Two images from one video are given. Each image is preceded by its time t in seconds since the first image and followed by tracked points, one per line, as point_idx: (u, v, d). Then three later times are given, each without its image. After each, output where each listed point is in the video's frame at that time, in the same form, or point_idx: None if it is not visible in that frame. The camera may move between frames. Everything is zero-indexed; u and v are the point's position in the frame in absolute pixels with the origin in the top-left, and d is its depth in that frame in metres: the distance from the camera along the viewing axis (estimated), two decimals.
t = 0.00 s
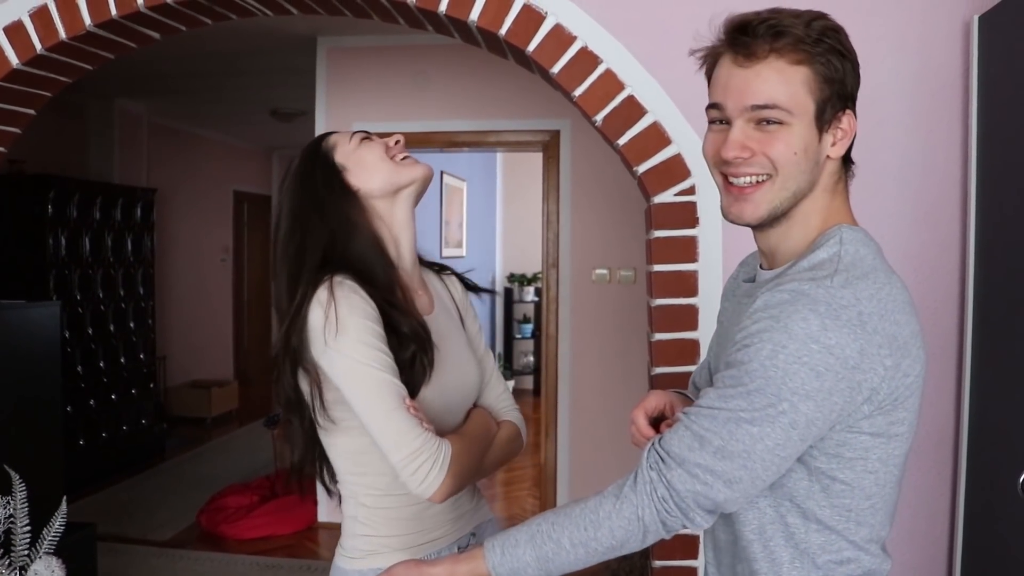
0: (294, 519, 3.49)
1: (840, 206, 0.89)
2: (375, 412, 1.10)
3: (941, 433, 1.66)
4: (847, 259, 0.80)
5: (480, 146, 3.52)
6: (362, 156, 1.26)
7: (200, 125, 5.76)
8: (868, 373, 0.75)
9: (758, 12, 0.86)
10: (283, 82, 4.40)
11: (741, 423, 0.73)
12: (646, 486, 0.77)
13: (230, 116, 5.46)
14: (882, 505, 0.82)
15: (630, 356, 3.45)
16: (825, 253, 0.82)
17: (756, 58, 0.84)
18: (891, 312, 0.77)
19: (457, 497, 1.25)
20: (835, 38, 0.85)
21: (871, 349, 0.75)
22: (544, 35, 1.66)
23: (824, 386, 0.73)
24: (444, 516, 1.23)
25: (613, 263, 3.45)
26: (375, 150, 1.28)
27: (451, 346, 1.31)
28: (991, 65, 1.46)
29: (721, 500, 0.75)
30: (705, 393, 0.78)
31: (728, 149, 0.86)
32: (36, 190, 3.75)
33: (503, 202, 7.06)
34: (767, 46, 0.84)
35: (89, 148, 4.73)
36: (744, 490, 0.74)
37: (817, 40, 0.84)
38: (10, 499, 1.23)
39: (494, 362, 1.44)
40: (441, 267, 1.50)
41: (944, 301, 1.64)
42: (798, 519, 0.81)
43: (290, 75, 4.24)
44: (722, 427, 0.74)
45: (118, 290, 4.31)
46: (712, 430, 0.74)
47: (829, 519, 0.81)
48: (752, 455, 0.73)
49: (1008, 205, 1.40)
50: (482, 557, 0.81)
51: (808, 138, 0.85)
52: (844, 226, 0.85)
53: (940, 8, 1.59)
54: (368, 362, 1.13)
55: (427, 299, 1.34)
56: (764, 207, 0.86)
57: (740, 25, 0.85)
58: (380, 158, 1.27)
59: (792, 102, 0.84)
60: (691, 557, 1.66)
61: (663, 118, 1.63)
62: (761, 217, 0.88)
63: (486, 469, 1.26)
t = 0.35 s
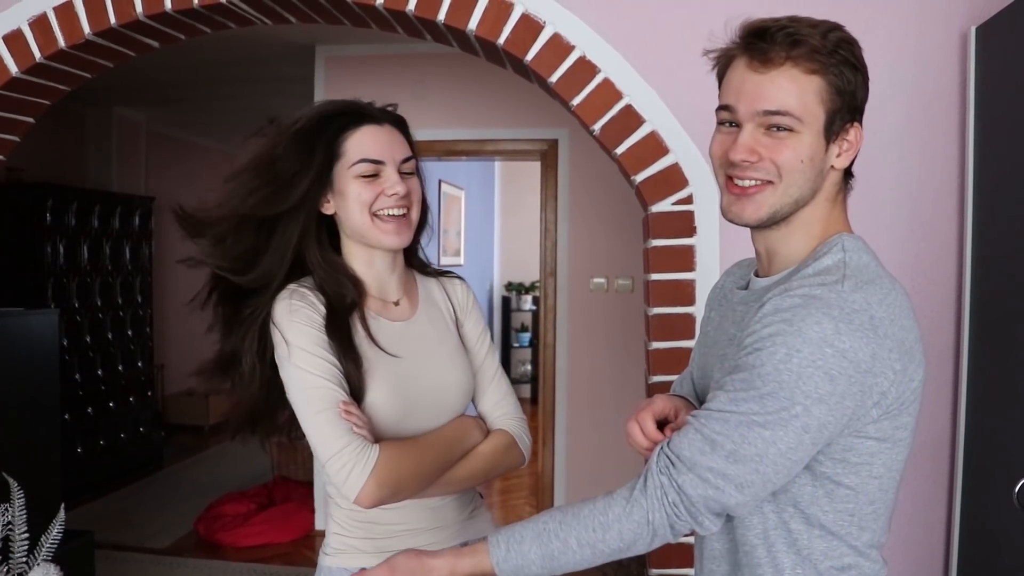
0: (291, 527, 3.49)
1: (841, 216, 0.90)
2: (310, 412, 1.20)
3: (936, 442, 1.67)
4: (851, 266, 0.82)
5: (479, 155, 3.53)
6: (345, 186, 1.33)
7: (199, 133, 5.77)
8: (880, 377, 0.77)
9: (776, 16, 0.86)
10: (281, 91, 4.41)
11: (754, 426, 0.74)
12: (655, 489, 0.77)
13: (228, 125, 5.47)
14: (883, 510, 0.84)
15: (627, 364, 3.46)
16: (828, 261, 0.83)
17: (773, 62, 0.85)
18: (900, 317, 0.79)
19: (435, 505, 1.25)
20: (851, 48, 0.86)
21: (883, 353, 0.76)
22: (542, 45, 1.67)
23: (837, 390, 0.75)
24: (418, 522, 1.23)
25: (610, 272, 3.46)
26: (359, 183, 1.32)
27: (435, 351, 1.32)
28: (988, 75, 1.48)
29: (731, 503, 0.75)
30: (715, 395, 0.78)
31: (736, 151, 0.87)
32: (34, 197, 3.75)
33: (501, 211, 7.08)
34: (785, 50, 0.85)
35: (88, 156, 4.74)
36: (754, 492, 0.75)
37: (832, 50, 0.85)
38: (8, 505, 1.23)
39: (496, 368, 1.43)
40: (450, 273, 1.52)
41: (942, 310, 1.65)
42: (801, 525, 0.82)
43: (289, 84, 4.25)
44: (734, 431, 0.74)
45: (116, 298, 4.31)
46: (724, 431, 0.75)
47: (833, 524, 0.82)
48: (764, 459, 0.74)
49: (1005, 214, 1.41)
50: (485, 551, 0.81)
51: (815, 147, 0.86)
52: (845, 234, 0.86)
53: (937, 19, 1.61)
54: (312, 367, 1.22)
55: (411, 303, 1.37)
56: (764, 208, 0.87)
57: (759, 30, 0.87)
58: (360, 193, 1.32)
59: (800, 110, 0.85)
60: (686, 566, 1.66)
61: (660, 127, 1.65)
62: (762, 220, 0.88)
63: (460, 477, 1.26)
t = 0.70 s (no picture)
0: (294, 528, 3.49)
1: (843, 213, 0.87)
2: (350, 411, 1.22)
3: (938, 441, 1.67)
4: (864, 267, 0.81)
5: (480, 156, 3.54)
6: (389, 191, 1.30)
7: (200, 136, 5.79)
8: (886, 380, 0.76)
9: (709, 43, 0.86)
10: (282, 93, 4.42)
11: (755, 423, 0.74)
12: (654, 482, 0.78)
13: (230, 127, 5.48)
14: (890, 516, 0.83)
15: (629, 365, 3.47)
16: (841, 261, 0.82)
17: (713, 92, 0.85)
18: (909, 321, 0.78)
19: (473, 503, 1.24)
20: (786, 46, 0.82)
21: (889, 355, 0.76)
22: (543, 47, 1.68)
23: (841, 391, 0.74)
24: (453, 518, 1.24)
25: (612, 273, 3.46)
26: (401, 189, 1.29)
27: (483, 351, 1.28)
28: (991, 75, 1.48)
29: (730, 500, 0.76)
30: (720, 391, 0.79)
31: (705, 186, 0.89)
32: (37, 201, 3.76)
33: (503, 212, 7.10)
34: (715, 79, 0.84)
35: (90, 160, 4.75)
36: (753, 491, 0.75)
37: (762, 59, 0.82)
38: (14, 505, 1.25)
39: (557, 371, 1.35)
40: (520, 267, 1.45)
41: (943, 309, 1.66)
42: (806, 526, 0.83)
43: (290, 87, 4.26)
44: (735, 427, 0.75)
45: (119, 301, 4.32)
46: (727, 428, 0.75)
47: (837, 527, 0.82)
48: (764, 456, 0.74)
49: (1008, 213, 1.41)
50: (482, 535, 0.83)
51: (777, 157, 0.84)
52: (859, 235, 0.86)
53: (939, 18, 1.61)
54: (355, 369, 1.23)
55: (465, 301, 1.33)
56: (748, 232, 0.88)
57: (693, 66, 0.87)
58: (402, 200, 1.29)
59: (740, 133, 0.83)
60: (688, 566, 1.66)
61: (661, 127, 1.65)
62: (753, 241, 0.89)
63: (500, 481, 1.22)
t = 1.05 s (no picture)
0: (297, 526, 3.50)
1: (854, 215, 0.84)
2: (341, 398, 1.22)
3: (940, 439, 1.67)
4: (867, 272, 0.79)
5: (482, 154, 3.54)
6: (394, 188, 1.29)
7: (203, 134, 5.79)
8: (876, 391, 0.75)
9: (698, 56, 0.87)
10: (285, 91, 4.42)
11: (739, 429, 0.75)
12: (640, 483, 0.80)
13: (233, 126, 5.49)
14: (897, 527, 0.81)
15: (631, 362, 3.47)
16: (846, 265, 0.80)
17: (705, 105, 0.86)
18: (907, 330, 0.76)
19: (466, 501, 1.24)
20: (767, 53, 0.81)
21: (879, 365, 0.74)
22: (545, 45, 1.67)
23: (827, 402, 0.74)
24: (446, 516, 1.23)
25: (615, 271, 3.46)
26: (405, 188, 1.27)
27: (479, 346, 1.28)
28: (993, 73, 1.48)
29: (716, 505, 0.77)
30: (713, 395, 0.80)
31: (706, 196, 0.90)
32: (40, 199, 3.76)
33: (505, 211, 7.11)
34: (702, 92, 0.85)
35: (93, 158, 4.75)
36: (739, 497, 0.76)
37: (744, 67, 0.82)
38: (17, 504, 1.24)
39: (557, 367, 1.33)
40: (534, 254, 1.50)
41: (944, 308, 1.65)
42: (806, 533, 0.82)
43: (293, 85, 4.27)
44: (720, 433, 0.76)
45: (123, 299, 4.33)
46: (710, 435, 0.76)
47: (838, 535, 0.81)
48: (748, 463, 0.75)
49: (1008, 212, 1.41)
50: (474, 537, 0.86)
51: (768, 166, 0.83)
52: (870, 237, 0.82)
53: (942, 16, 1.60)
54: (349, 357, 1.24)
55: (463, 298, 1.33)
56: (755, 242, 0.88)
57: (687, 76, 0.88)
58: (405, 200, 1.27)
59: (730, 141, 0.84)
60: (691, 563, 1.66)
61: (663, 125, 1.64)
62: (768, 251, 0.88)
63: (494, 476, 1.20)
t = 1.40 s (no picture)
0: (296, 521, 3.50)
1: (860, 211, 0.84)
2: (299, 383, 1.17)
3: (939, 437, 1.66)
4: (864, 272, 0.79)
5: (483, 150, 3.54)
6: (372, 187, 1.26)
7: (205, 128, 5.79)
8: (866, 394, 0.74)
9: (706, 51, 0.87)
10: (286, 85, 4.41)
11: (728, 429, 0.75)
12: (629, 479, 0.80)
13: (235, 120, 5.48)
14: (889, 526, 0.81)
15: (631, 358, 3.46)
16: (843, 264, 0.80)
17: (713, 101, 0.86)
18: (900, 332, 0.76)
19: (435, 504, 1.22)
20: (775, 49, 0.81)
21: (869, 368, 0.74)
22: (546, 41, 1.67)
23: (815, 403, 0.74)
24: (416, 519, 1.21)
25: (616, 267, 3.46)
26: (384, 189, 1.26)
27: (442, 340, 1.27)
28: (994, 71, 1.47)
29: (704, 502, 0.77)
30: (704, 393, 0.80)
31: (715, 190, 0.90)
32: (41, 193, 3.76)
33: (507, 206, 7.11)
34: (709, 88, 0.85)
35: (94, 152, 4.74)
36: (727, 495, 0.76)
37: (751, 63, 0.82)
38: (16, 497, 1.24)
39: (532, 346, 1.31)
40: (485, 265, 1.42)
41: (943, 305, 1.65)
42: (798, 530, 0.82)
43: (294, 79, 4.26)
44: (710, 432, 0.76)
45: (123, 293, 4.33)
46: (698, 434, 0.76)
47: (830, 533, 0.81)
48: (736, 462, 0.75)
49: (1009, 209, 1.41)
50: (466, 532, 0.86)
51: (775, 161, 0.83)
52: (871, 236, 0.82)
53: (944, 13, 1.60)
54: (307, 343, 1.20)
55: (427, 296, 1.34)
56: (757, 234, 0.88)
57: (697, 68, 0.88)
58: (382, 201, 1.26)
59: (736, 138, 0.84)
60: (689, 559, 1.66)
61: (665, 121, 1.64)
62: (766, 241, 0.88)
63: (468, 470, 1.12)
